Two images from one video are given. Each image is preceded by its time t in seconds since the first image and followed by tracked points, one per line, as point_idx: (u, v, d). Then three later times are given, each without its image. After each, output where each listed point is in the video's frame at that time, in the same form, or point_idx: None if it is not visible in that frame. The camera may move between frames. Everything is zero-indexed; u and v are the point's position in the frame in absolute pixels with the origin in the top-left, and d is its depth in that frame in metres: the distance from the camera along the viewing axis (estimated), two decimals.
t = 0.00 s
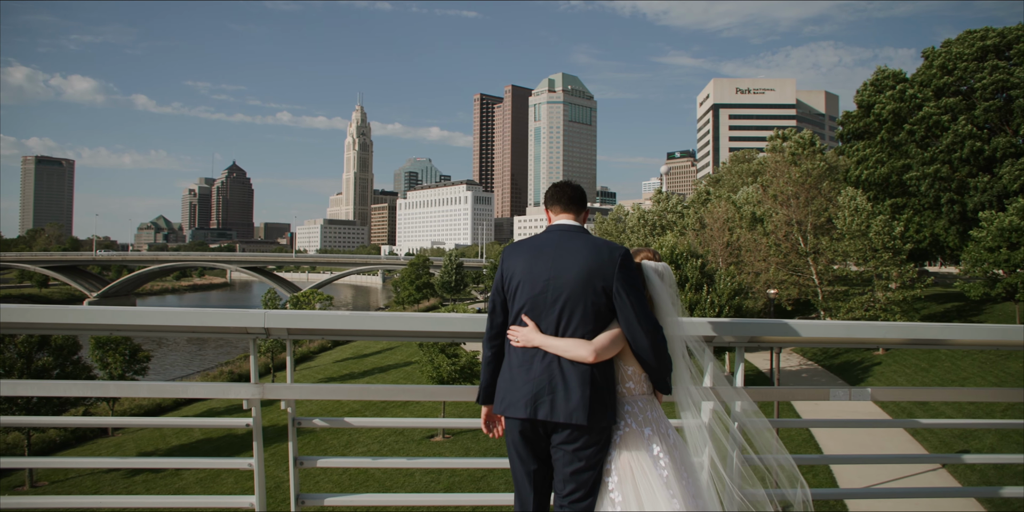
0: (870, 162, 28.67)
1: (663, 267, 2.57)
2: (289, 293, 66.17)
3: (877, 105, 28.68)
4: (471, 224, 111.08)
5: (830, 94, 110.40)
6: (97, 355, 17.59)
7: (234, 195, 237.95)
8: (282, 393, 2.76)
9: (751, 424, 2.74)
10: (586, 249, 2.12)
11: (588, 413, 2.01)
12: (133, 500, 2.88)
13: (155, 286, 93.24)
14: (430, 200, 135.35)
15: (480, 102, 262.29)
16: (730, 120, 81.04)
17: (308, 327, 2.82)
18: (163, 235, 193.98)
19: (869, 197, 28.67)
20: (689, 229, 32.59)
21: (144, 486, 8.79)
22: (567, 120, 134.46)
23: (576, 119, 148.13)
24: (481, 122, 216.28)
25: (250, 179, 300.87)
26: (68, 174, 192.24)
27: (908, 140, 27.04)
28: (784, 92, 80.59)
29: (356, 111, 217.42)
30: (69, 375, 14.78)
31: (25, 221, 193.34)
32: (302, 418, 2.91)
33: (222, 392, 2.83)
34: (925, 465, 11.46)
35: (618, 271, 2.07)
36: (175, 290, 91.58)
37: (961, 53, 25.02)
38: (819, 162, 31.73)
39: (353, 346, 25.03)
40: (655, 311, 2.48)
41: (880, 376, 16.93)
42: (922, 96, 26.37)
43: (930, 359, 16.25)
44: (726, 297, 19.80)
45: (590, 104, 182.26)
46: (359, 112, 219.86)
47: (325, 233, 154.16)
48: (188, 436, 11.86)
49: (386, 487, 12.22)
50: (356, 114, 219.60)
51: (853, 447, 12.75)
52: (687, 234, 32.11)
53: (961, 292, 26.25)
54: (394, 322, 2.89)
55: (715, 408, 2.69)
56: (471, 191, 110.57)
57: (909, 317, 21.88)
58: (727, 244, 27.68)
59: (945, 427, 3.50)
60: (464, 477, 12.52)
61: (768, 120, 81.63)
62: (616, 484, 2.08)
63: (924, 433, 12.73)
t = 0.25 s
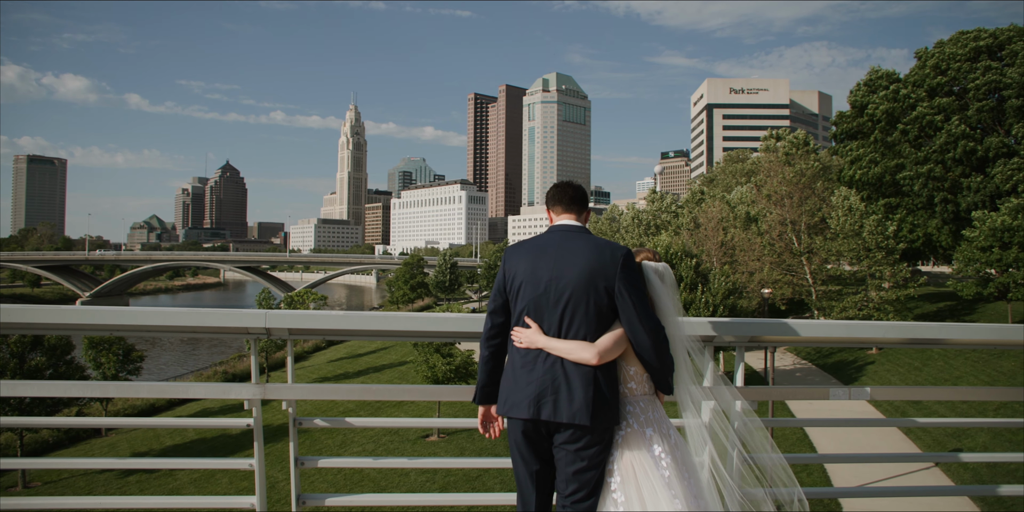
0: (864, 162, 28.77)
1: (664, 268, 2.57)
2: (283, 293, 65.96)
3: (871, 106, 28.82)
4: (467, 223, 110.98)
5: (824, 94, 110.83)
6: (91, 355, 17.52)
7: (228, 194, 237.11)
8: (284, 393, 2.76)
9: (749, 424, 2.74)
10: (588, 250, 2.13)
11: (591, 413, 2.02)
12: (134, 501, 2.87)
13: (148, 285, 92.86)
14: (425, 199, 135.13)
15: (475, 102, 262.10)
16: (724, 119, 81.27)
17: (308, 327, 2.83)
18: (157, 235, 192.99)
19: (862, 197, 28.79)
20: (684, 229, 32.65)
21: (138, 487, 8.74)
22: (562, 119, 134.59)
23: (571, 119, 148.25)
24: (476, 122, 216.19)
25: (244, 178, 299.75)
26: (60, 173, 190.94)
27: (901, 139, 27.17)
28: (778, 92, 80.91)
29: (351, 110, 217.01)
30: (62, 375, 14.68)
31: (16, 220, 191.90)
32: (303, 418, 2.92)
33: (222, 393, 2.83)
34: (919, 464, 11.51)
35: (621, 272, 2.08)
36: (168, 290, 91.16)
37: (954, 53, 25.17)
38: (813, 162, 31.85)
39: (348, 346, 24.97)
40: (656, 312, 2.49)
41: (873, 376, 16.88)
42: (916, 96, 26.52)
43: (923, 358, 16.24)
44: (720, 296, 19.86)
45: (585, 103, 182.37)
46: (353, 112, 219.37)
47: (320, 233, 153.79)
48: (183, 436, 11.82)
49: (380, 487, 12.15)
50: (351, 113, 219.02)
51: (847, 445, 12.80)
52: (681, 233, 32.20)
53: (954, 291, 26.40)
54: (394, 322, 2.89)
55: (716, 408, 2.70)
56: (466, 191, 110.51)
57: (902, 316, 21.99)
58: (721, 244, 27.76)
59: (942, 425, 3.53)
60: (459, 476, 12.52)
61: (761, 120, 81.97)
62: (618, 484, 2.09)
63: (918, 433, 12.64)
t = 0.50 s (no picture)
0: (858, 162, 28.87)
1: (666, 268, 2.58)
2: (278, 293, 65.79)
3: (865, 106, 28.95)
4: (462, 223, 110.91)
5: (818, 95, 111.26)
6: (85, 355, 17.41)
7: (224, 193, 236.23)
8: (286, 394, 2.77)
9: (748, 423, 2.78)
10: (591, 250, 2.14)
11: (596, 414, 2.03)
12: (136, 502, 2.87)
13: (143, 285, 92.48)
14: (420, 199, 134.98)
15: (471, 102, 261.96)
16: (719, 120, 81.53)
17: (310, 327, 2.83)
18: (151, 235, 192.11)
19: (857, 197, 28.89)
20: (679, 229, 32.70)
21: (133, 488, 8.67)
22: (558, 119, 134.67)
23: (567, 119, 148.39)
24: (472, 121, 216.11)
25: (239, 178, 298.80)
26: (53, 172, 189.84)
27: (896, 140, 27.30)
28: (772, 92, 81.21)
29: (346, 110, 216.73)
30: (56, 376, 14.59)
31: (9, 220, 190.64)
32: (304, 418, 2.94)
33: (225, 393, 2.83)
34: (914, 463, 11.54)
35: (624, 272, 2.09)
36: (162, 290, 90.79)
37: (948, 54, 25.31)
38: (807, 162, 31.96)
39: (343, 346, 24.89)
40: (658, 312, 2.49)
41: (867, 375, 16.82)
42: (910, 97, 26.65)
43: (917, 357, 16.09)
44: (716, 296, 19.93)
45: (581, 103, 182.53)
46: (349, 111, 218.98)
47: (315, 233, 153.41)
48: (177, 437, 11.75)
49: (376, 487, 12.08)
50: (347, 113, 218.59)
51: (843, 445, 12.83)
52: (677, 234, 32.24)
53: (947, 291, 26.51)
54: (396, 322, 2.89)
55: (716, 408, 2.72)
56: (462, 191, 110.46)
57: (896, 315, 22.09)
58: (717, 244, 27.81)
59: (937, 424, 3.58)
60: (455, 476, 12.51)
61: (756, 120, 82.28)
62: (621, 484, 2.10)
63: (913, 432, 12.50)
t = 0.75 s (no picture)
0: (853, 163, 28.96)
1: (669, 268, 2.59)
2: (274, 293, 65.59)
3: (860, 106, 29.05)
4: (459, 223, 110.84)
5: (813, 95, 111.68)
6: (80, 355, 17.33)
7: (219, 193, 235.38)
8: (288, 393, 2.76)
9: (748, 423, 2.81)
10: (596, 250, 2.15)
11: (601, 414, 2.04)
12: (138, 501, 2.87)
13: (137, 285, 92.04)
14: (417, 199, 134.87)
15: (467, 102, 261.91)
16: (714, 120, 81.77)
17: (313, 327, 2.82)
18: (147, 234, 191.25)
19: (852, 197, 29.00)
20: (675, 229, 32.75)
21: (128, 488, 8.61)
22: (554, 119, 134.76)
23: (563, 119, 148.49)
24: (467, 121, 216.03)
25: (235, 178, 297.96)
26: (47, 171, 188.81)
27: (890, 140, 27.43)
28: (767, 93, 81.48)
29: (342, 109, 216.41)
30: (51, 376, 14.52)
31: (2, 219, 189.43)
32: (306, 418, 2.96)
33: (228, 393, 2.83)
34: (908, 463, 11.58)
35: (630, 273, 2.10)
36: (157, 290, 90.41)
37: (942, 55, 25.43)
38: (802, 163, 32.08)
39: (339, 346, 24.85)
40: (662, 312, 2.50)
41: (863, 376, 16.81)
42: (905, 97, 26.79)
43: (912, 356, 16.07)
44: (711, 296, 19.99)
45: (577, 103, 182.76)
46: (345, 111, 218.66)
47: (311, 233, 153.01)
48: (172, 437, 11.68)
49: (373, 487, 11.99)
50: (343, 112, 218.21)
51: (838, 444, 12.85)
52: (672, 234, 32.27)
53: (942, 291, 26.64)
54: (398, 322, 2.89)
55: (717, 406, 2.73)
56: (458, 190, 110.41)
57: (891, 315, 22.21)
58: (712, 244, 27.87)
59: (934, 423, 3.59)
60: (451, 476, 12.48)
61: (751, 120, 82.53)
62: (626, 484, 2.11)
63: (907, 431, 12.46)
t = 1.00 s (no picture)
0: (849, 163, 29.04)
1: (674, 269, 2.60)
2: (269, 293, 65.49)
3: (856, 107, 29.15)
4: (455, 223, 110.79)
5: (809, 96, 112.17)
6: (75, 356, 17.21)
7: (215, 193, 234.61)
8: (291, 393, 2.76)
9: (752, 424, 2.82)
10: (603, 252, 2.14)
11: (607, 416, 2.04)
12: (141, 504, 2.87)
13: (131, 285, 91.60)
14: (413, 199, 134.72)
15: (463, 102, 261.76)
16: (710, 120, 81.99)
17: (316, 327, 2.83)
18: (140, 234, 190.42)
19: (847, 197, 29.09)
20: (671, 229, 32.76)
21: (122, 488, 8.48)
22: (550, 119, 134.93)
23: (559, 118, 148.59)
24: (462, 121, 216.14)
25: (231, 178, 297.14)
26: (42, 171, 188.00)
27: (885, 140, 27.54)
28: (763, 93, 81.75)
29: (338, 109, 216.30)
30: (46, 376, 14.44)
31: None
32: (309, 417, 2.97)
33: (230, 393, 2.83)
34: (905, 463, 11.61)
35: (636, 274, 2.10)
36: (152, 290, 90.10)
37: (938, 55, 25.55)
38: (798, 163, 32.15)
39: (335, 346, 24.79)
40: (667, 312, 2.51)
41: (858, 376, 16.80)
42: (900, 98, 26.91)
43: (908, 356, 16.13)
44: (708, 296, 20.02)
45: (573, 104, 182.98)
46: (340, 111, 218.43)
47: (307, 232, 152.65)
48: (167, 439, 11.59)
49: (369, 488, 11.85)
50: (338, 112, 217.89)
51: (834, 444, 12.87)
52: (668, 233, 32.29)
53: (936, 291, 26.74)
54: (401, 322, 2.90)
55: (719, 406, 2.75)
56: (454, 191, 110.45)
57: (886, 315, 22.29)
58: (708, 243, 27.87)
59: (934, 423, 3.62)
60: (448, 476, 12.46)
61: (746, 120, 82.77)
62: (631, 484, 2.11)
63: (903, 431, 12.49)
